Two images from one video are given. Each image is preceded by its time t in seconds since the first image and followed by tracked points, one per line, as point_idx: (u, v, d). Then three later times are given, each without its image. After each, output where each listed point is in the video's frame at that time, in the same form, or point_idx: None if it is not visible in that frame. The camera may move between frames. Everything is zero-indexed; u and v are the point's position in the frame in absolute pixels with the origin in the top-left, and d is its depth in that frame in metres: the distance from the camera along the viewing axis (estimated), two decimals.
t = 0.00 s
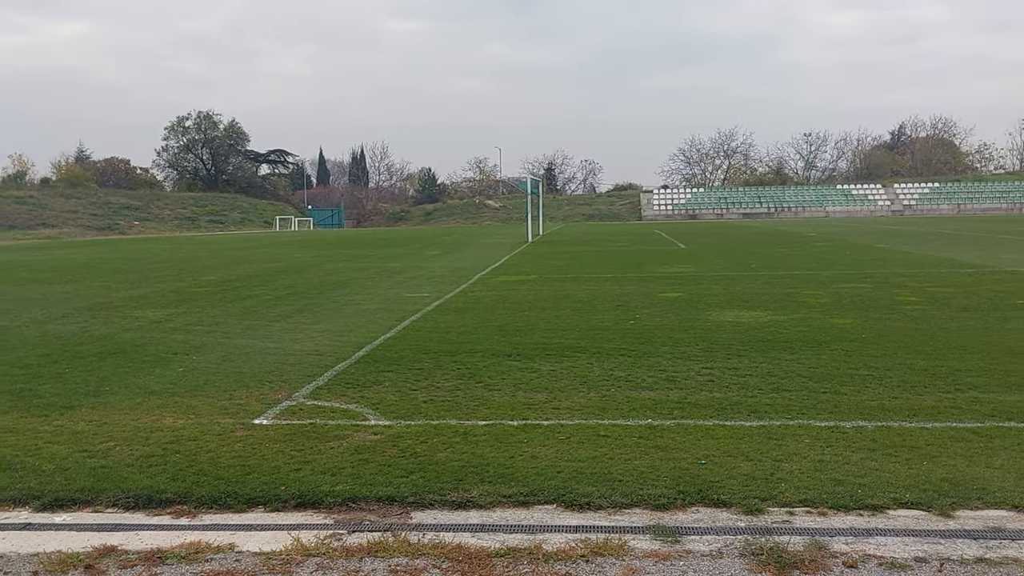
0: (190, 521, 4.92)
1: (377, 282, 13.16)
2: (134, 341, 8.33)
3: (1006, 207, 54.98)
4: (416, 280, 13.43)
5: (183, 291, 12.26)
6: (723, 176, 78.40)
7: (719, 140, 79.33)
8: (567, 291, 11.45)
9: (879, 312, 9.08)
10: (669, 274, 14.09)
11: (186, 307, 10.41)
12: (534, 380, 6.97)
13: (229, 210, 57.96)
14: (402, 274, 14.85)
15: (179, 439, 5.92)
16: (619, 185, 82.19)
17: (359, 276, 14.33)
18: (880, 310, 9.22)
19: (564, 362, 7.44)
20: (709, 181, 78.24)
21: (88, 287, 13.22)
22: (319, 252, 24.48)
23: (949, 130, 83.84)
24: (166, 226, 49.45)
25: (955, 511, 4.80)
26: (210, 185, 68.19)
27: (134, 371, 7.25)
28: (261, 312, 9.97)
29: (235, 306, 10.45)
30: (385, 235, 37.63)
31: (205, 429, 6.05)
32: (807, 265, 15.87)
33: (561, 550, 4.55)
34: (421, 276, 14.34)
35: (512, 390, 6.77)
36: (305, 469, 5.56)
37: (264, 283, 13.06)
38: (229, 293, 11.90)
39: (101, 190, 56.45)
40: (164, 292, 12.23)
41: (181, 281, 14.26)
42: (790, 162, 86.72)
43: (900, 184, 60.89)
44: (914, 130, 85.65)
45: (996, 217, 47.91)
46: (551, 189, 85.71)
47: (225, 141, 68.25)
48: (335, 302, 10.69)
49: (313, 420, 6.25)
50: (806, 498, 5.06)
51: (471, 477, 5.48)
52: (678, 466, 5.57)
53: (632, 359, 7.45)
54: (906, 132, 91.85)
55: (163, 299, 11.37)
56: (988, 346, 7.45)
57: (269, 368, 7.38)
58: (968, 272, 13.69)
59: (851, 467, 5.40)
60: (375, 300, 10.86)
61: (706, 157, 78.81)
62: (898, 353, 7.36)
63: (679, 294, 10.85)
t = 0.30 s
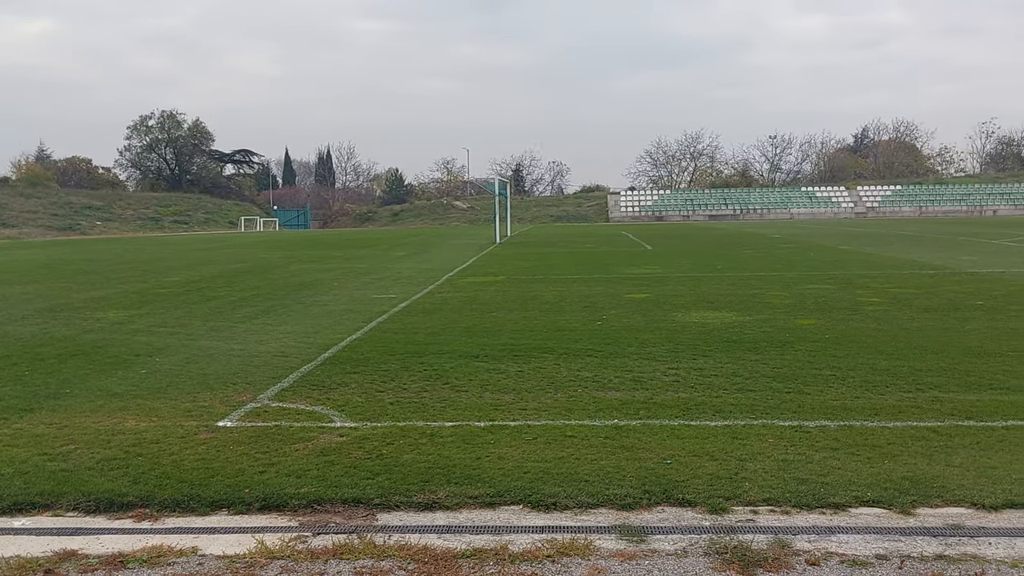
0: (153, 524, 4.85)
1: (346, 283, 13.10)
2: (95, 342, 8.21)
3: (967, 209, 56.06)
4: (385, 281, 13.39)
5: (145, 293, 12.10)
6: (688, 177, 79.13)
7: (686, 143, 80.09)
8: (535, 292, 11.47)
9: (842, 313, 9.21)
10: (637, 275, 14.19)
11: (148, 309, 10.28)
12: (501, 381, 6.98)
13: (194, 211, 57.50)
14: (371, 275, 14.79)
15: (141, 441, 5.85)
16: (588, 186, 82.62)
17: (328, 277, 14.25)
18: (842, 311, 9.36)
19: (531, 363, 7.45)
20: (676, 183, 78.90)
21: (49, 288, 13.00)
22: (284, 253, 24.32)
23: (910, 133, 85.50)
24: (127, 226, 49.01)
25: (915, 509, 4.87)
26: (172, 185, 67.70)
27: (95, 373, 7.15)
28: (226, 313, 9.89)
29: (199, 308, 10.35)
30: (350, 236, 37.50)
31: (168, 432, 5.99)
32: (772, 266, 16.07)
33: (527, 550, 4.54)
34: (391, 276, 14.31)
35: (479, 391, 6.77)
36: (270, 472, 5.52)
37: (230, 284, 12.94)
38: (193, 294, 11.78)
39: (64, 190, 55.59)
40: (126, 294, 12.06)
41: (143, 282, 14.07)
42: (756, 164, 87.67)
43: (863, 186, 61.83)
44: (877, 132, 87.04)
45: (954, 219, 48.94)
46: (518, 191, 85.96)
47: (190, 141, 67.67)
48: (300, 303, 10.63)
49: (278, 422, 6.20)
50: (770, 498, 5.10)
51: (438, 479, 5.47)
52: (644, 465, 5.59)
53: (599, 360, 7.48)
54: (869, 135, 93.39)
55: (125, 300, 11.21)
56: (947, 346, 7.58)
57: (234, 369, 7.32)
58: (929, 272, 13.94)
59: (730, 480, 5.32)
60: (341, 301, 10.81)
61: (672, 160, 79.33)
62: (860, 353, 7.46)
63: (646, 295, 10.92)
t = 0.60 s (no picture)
0: (113, 529, 4.77)
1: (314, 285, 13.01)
2: (55, 345, 8.08)
3: (926, 211, 56.95)
4: (354, 282, 13.31)
5: (107, 294, 11.94)
6: (654, 180, 79.91)
7: (653, 144, 80.76)
8: (503, 293, 11.48)
9: (805, 313, 9.32)
10: (605, 275, 14.25)
11: (109, 310, 10.14)
12: (468, 382, 6.97)
13: (156, 211, 56.92)
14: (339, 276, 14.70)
15: (101, 445, 5.77)
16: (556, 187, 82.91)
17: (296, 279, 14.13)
18: (805, 311, 9.47)
19: (498, 364, 7.46)
20: (642, 185, 79.45)
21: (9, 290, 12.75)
22: (249, 254, 24.09)
23: (874, 136, 86.89)
24: (87, 226, 48.40)
25: (877, 507, 4.93)
26: (135, 186, 67.29)
27: (54, 376, 7.04)
28: (190, 314, 9.78)
29: (162, 309, 10.22)
30: (316, 237, 37.31)
31: (130, 435, 5.92)
32: (738, 267, 16.24)
33: (493, 552, 4.53)
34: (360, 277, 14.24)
35: (446, 392, 6.76)
36: (233, 475, 5.46)
37: (196, 286, 12.80)
38: (155, 296, 11.64)
39: (27, 190, 54.58)
40: (87, 295, 11.87)
41: (105, 284, 13.86)
42: (722, 166, 88.53)
43: (827, 187, 62.69)
44: (841, 135, 88.30)
45: (914, 221, 49.83)
46: (486, 193, 86.17)
47: (152, 141, 67.17)
48: (266, 304, 10.54)
49: (241, 425, 6.15)
50: (735, 497, 5.13)
51: (404, 480, 5.45)
52: (610, 466, 5.61)
53: (566, 360, 7.50)
54: (831, 138, 94.75)
55: (85, 302, 11.04)
56: (908, 345, 7.70)
57: (197, 372, 7.25)
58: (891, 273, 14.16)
59: (822, 469, 5.41)
60: (307, 302, 10.74)
61: (637, 161, 79.82)
62: (823, 353, 7.55)
63: (612, 296, 10.98)
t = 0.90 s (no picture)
0: (75, 535, 4.69)
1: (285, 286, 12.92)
2: (16, 348, 7.95)
3: (890, 211, 57.73)
4: (324, 284, 13.23)
5: (71, 297, 11.76)
6: (620, 180, 80.30)
7: (621, 145, 81.25)
8: (471, 294, 11.46)
9: (771, 313, 9.39)
10: (574, 276, 14.29)
11: (71, 313, 10.00)
12: (436, 384, 6.96)
13: (121, 213, 56.32)
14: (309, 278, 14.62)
15: (63, 449, 5.69)
16: (527, 188, 83.10)
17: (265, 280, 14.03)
18: (772, 310, 9.55)
19: (467, 364, 7.45)
20: (610, 185, 79.69)
21: None
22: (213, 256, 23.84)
23: (841, 138, 88.08)
24: (46, 229, 47.66)
25: (842, 504, 4.98)
26: (97, 186, 66.43)
27: (15, 381, 6.93)
28: (155, 317, 9.67)
29: (126, 312, 10.09)
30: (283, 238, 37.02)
31: (93, 440, 5.84)
32: (705, 267, 16.36)
33: (461, 554, 4.50)
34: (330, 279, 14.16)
35: (414, 394, 6.74)
36: (198, 479, 5.41)
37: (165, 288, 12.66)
38: (119, 298, 11.49)
39: None
40: (50, 298, 11.69)
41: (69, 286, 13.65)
42: (690, 167, 89.06)
43: (793, 188, 63.25)
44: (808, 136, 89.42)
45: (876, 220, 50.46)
46: (454, 194, 86.14)
47: (116, 142, 66.65)
48: (233, 307, 10.45)
49: (207, 428, 6.09)
50: (701, 496, 5.15)
51: (372, 482, 5.42)
52: (577, 466, 5.61)
53: (534, 361, 7.51)
54: (796, 139, 95.70)
55: (47, 305, 10.87)
56: (873, 344, 7.79)
57: (162, 375, 7.17)
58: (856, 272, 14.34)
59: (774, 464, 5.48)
60: (275, 304, 10.67)
61: (606, 163, 80.16)
62: (789, 352, 7.62)
63: (581, 296, 11.01)
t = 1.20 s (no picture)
0: (38, 541, 4.62)
1: (255, 288, 12.82)
2: None
3: (857, 212, 58.45)
4: (294, 285, 13.14)
5: (34, 300, 11.58)
6: (592, 182, 80.62)
7: (592, 147, 81.61)
8: (442, 296, 11.44)
9: (739, 313, 9.48)
10: (545, 277, 14.32)
11: (33, 316, 9.84)
12: (406, 386, 6.94)
13: (86, 214, 55.63)
14: (279, 280, 14.51)
15: (25, 454, 5.60)
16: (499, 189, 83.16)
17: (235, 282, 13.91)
18: (740, 311, 9.63)
19: (437, 366, 7.44)
20: (580, 188, 80.38)
21: None
22: (179, 257, 23.61)
23: (810, 140, 89.10)
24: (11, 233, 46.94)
25: (808, 503, 5.02)
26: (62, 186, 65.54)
27: None
28: (120, 320, 9.55)
29: (90, 315, 9.95)
30: (252, 240, 36.75)
31: (56, 444, 5.75)
32: (674, 268, 16.47)
33: (430, 556, 4.46)
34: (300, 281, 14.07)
35: (383, 396, 6.71)
36: (164, 483, 5.34)
37: (133, 291, 12.51)
38: (83, 300, 11.32)
39: None
40: (12, 301, 11.50)
41: (32, 289, 13.44)
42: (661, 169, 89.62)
43: (764, 189, 63.85)
44: (776, 138, 90.28)
45: (841, 222, 51.20)
46: (425, 196, 86.02)
47: (81, 142, 65.88)
48: (200, 309, 10.35)
49: (174, 433, 6.02)
50: (670, 497, 5.16)
51: (341, 486, 5.37)
52: (549, 467, 5.61)
53: (504, 362, 7.51)
54: (764, 141, 96.66)
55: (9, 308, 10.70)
56: (840, 344, 7.88)
57: (127, 379, 7.07)
58: (823, 273, 14.51)
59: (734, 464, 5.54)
60: (243, 306, 10.58)
61: (576, 165, 80.43)
62: (757, 352, 7.68)
63: (551, 297, 11.03)
